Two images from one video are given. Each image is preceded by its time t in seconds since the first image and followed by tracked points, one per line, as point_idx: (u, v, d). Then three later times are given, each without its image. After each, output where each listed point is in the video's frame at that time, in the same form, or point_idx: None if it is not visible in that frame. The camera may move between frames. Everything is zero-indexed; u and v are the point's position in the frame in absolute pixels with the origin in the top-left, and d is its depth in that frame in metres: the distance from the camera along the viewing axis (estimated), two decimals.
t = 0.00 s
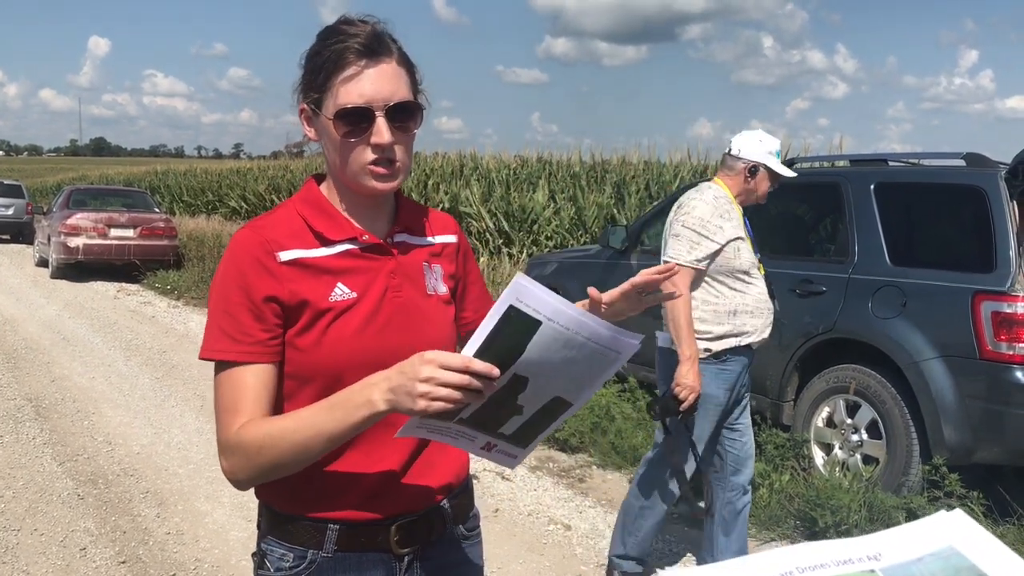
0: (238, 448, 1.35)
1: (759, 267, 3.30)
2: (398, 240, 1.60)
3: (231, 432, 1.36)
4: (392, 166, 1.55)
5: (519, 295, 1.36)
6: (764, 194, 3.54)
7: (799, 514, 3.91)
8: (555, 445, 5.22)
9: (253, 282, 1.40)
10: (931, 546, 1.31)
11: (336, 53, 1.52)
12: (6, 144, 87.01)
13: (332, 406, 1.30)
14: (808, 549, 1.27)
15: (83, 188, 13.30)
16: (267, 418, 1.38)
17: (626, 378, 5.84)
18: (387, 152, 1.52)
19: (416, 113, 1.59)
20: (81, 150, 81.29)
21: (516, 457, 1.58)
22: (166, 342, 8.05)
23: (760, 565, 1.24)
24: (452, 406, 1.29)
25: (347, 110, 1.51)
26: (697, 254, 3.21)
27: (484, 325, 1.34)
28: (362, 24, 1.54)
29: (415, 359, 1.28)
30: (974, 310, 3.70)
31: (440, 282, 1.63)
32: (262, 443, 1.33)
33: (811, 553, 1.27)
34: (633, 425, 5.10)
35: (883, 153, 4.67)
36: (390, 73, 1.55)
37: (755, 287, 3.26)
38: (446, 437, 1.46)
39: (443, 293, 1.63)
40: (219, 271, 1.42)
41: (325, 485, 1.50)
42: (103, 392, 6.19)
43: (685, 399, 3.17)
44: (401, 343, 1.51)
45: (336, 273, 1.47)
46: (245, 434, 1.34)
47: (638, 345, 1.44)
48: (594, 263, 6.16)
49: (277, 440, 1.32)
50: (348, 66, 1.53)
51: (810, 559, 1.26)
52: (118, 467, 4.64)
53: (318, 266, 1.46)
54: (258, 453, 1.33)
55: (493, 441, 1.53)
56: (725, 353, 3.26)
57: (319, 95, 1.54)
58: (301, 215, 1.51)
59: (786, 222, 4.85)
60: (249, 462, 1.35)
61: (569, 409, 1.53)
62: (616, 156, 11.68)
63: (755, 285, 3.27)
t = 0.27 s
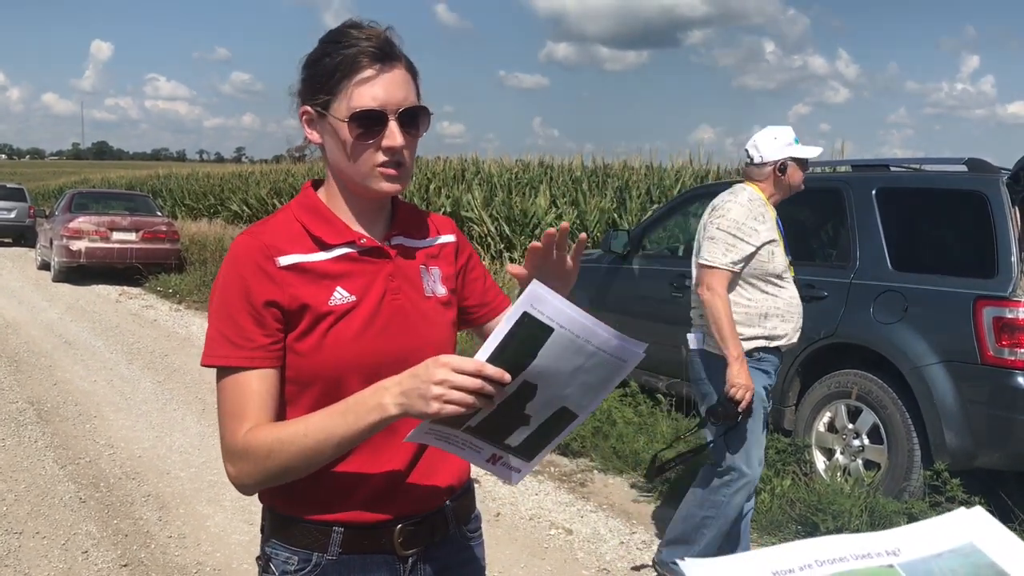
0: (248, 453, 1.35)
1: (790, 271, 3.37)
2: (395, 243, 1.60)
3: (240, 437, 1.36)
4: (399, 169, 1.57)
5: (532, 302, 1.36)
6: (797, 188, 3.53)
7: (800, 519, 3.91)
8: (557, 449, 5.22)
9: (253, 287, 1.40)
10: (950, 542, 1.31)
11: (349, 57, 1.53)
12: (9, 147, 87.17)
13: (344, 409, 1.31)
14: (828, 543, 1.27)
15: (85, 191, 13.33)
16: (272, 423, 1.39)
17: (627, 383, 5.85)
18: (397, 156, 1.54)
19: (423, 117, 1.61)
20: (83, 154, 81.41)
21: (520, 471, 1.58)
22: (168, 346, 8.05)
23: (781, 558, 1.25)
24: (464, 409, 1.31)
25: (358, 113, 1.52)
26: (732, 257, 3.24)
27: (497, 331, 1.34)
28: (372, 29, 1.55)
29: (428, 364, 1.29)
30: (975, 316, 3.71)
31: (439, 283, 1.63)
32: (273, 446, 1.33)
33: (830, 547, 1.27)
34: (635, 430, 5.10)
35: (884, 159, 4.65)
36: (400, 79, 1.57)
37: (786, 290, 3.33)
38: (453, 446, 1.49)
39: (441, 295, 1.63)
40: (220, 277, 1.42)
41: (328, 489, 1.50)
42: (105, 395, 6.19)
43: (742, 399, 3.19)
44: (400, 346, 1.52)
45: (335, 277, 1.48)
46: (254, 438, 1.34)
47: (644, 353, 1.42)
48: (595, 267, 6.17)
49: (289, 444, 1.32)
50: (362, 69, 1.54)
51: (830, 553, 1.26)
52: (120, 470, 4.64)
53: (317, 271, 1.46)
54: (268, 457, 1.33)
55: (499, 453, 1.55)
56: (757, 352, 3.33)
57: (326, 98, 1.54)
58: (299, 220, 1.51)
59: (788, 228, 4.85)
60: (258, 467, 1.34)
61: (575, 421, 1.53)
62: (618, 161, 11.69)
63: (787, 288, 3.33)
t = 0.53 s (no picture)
0: (247, 456, 1.36)
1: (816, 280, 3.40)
2: (393, 244, 1.60)
3: (239, 442, 1.37)
4: (395, 169, 1.57)
5: (527, 306, 1.36)
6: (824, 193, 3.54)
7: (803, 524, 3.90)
8: (559, 454, 5.22)
9: (250, 291, 1.41)
10: (983, 543, 1.31)
11: (346, 56, 1.54)
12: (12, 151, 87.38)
13: (340, 412, 1.31)
14: (864, 536, 1.26)
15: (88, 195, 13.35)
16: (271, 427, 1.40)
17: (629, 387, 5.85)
18: (393, 154, 1.54)
19: (418, 117, 1.61)
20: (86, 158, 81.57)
21: (519, 472, 1.57)
22: (171, 350, 8.06)
23: (816, 547, 1.23)
24: (458, 412, 1.31)
25: (354, 114, 1.52)
26: (759, 266, 3.27)
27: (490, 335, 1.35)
28: (367, 30, 1.56)
29: (423, 368, 1.29)
30: (978, 320, 3.71)
31: (441, 282, 1.62)
32: (269, 451, 1.34)
33: (865, 540, 1.26)
34: (637, 434, 5.10)
35: (886, 164, 4.66)
36: (395, 79, 1.58)
37: (811, 300, 3.36)
38: (451, 449, 1.48)
39: (444, 293, 1.61)
40: (219, 282, 1.44)
41: (330, 491, 1.50)
42: (107, 399, 6.20)
43: (778, 411, 3.17)
44: (399, 348, 1.51)
45: (332, 280, 1.48)
46: (253, 442, 1.35)
47: (643, 358, 1.43)
48: (598, 272, 6.18)
49: (285, 448, 1.33)
50: (357, 70, 1.55)
51: (864, 546, 1.25)
52: (122, 474, 4.65)
53: (313, 273, 1.47)
54: (265, 461, 1.34)
55: (497, 455, 1.54)
56: (782, 359, 3.35)
57: (322, 99, 1.55)
58: (296, 224, 1.52)
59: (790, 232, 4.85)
60: (257, 471, 1.35)
61: (572, 422, 1.53)
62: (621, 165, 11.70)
63: (812, 297, 3.36)
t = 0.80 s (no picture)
0: (240, 458, 1.37)
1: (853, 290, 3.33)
2: (389, 247, 1.60)
3: (232, 444, 1.38)
4: (387, 171, 1.56)
5: (514, 307, 1.37)
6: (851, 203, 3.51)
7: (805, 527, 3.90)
8: (561, 456, 5.22)
9: (243, 294, 1.42)
10: (1009, 546, 1.32)
11: (336, 61, 1.54)
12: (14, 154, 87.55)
13: (329, 415, 1.32)
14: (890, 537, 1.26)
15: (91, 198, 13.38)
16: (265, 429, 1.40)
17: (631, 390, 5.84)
18: (382, 157, 1.54)
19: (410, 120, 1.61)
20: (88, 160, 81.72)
21: (512, 476, 1.57)
22: (173, 352, 8.07)
23: (841, 547, 1.23)
24: (446, 416, 1.31)
25: (343, 117, 1.53)
26: (801, 286, 3.13)
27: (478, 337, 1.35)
28: (359, 34, 1.57)
29: (410, 370, 1.30)
30: (980, 323, 3.70)
31: (438, 283, 1.62)
32: (262, 453, 1.35)
33: (891, 541, 1.26)
34: (639, 436, 5.10)
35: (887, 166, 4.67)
36: (387, 82, 1.58)
37: (852, 310, 3.30)
38: (442, 454, 1.48)
39: (441, 294, 1.61)
40: (214, 285, 1.45)
41: (325, 492, 1.51)
42: (109, 401, 6.20)
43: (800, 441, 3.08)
44: (394, 351, 1.51)
45: (326, 282, 1.48)
46: (246, 444, 1.36)
47: (634, 359, 1.43)
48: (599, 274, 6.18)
49: (276, 450, 1.34)
50: (348, 73, 1.56)
51: (890, 547, 1.25)
52: (124, 476, 4.65)
53: (306, 276, 1.47)
54: (258, 462, 1.35)
55: (490, 460, 1.54)
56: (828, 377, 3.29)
57: (315, 102, 1.56)
58: (292, 227, 1.53)
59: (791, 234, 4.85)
60: (250, 471, 1.36)
61: (565, 426, 1.53)
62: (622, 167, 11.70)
63: (853, 309, 3.30)
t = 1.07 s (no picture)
0: (231, 459, 1.37)
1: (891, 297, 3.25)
2: (386, 249, 1.59)
3: (223, 445, 1.39)
4: (378, 170, 1.56)
5: (496, 314, 1.35)
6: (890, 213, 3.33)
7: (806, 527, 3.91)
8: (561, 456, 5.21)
9: (236, 295, 1.42)
10: None
11: (325, 57, 1.54)
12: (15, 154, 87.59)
13: (317, 419, 1.31)
14: (905, 537, 1.26)
15: (91, 198, 13.37)
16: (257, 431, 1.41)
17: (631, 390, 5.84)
18: (373, 156, 1.53)
19: (402, 119, 1.60)
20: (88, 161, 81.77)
21: (502, 484, 1.56)
22: (173, 352, 8.07)
23: (853, 548, 1.24)
24: (427, 421, 1.31)
25: (333, 116, 1.53)
26: (841, 298, 3.07)
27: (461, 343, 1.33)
28: (351, 32, 1.56)
29: (393, 375, 1.29)
30: (980, 323, 3.70)
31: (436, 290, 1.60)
32: (251, 456, 1.35)
33: (906, 542, 1.26)
34: (639, 437, 5.09)
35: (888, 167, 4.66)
36: (377, 79, 1.57)
37: (891, 319, 3.21)
38: (429, 458, 1.47)
39: (437, 301, 1.60)
40: (209, 285, 1.45)
41: (317, 494, 1.50)
42: (110, 402, 6.20)
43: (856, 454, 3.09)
44: (389, 354, 1.50)
45: (321, 285, 1.48)
46: (236, 445, 1.37)
47: (622, 366, 1.43)
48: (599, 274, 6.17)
49: (264, 452, 1.34)
50: (336, 70, 1.55)
51: (904, 548, 1.25)
52: (124, 477, 4.65)
53: (300, 278, 1.47)
54: (248, 464, 1.36)
55: (478, 466, 1.52)
56: (867, 386, 3.25)
57: (306, 101, 1.56)
58: (288, 228, 1.53)
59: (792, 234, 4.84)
60: (240, 472, 1.37)
61: (554, 433, 1.53)
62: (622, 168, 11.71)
63: (893, 317, 3.22)
